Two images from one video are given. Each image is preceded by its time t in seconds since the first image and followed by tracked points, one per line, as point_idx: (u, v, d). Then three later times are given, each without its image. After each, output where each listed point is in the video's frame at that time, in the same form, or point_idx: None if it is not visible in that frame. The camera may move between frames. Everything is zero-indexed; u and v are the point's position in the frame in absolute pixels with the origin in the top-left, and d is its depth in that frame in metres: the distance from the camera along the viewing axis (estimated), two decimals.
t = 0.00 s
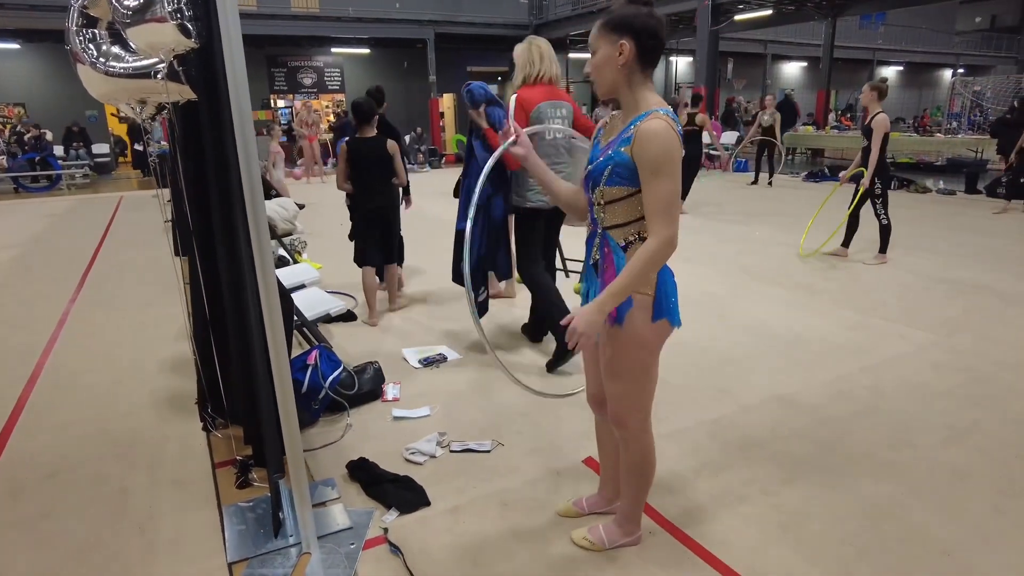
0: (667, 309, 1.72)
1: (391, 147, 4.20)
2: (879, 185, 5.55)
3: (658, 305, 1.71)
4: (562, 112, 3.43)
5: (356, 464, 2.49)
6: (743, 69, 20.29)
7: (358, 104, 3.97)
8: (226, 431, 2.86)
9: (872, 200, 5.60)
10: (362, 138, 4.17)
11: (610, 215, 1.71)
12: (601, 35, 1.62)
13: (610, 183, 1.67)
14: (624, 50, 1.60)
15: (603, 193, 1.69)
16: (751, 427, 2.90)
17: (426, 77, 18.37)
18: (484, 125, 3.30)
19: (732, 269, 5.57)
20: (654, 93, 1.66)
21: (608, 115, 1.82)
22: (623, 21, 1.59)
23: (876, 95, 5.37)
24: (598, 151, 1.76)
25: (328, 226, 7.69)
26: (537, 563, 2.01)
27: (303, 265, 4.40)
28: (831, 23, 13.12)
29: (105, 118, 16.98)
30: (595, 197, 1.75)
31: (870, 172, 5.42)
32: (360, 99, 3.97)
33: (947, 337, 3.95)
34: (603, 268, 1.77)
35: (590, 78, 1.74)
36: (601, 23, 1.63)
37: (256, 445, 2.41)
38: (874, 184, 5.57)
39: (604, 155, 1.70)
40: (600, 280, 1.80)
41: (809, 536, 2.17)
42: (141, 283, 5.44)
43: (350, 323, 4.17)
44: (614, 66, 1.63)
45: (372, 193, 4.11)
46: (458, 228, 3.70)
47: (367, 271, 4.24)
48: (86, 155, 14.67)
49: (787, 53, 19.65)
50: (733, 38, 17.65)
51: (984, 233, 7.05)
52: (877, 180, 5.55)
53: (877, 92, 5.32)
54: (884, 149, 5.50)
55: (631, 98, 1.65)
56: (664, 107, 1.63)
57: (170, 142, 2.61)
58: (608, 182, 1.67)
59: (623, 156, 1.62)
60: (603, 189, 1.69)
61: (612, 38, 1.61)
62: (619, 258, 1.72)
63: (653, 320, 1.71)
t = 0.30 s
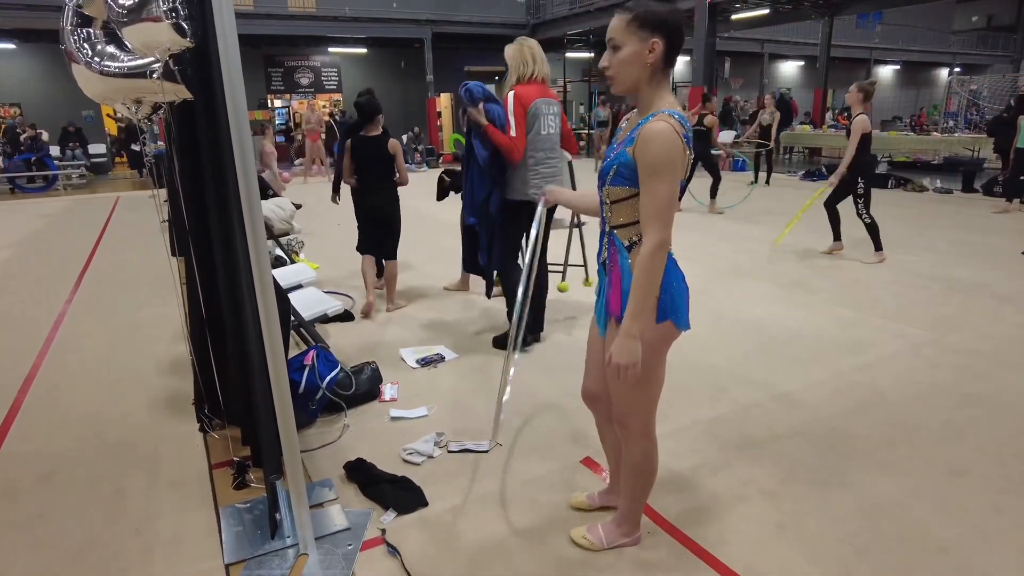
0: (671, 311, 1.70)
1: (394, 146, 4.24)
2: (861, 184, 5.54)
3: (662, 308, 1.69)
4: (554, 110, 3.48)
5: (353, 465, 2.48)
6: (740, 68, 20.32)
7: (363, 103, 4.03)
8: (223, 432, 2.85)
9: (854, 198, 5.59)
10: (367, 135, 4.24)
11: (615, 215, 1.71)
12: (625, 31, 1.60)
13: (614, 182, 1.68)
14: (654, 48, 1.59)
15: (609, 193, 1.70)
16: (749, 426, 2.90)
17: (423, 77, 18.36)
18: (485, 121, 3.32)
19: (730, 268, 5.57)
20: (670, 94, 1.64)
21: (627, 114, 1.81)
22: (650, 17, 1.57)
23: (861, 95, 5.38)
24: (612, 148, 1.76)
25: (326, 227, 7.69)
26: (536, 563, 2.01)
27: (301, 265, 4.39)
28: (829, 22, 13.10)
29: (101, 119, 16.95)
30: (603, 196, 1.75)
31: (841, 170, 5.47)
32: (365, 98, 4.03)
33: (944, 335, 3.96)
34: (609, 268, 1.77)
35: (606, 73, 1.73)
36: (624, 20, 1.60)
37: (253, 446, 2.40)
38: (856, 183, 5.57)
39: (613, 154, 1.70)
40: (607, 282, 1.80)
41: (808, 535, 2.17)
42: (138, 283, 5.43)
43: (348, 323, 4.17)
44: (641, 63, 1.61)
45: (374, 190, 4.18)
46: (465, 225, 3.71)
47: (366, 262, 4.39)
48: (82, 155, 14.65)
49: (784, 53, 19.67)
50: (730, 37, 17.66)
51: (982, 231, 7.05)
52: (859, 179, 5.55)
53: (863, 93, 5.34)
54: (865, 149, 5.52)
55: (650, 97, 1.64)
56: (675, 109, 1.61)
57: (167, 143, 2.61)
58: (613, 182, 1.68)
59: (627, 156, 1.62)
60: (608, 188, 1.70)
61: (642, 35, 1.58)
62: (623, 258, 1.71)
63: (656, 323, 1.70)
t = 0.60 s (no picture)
0: (677, 308, 1.72)
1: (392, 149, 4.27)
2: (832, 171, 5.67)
3: (668, 305, 1.71)
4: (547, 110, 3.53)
5: (350, 467, 2.48)
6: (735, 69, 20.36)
7: (362, 102, 4.02)
8: (218, 434, 2.85)
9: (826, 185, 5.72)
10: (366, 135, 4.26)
11: (625, 213, 1.72)
12: (646, 36, 1.59)
13: (628, 181, 1.68)
14: (673, 55, 1.60)
15: (620, 191, 1.71)
16: (744, 426, 2.91)
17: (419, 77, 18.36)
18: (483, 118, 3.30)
19: (726, 269, 5.58)
20: (683, 99, 1.65)
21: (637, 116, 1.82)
22: (669, 24, 1.57)
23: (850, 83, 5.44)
24: (623, 148, 1.76)
25: (321, 228, 7.66)
26: (533, 565, 2.01)
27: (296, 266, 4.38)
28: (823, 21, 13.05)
29: (95, 119, 16.87)
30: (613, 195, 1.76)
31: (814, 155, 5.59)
32: (364, 97, 4.03)
33: (938, 335, 3.98)
34: (615, 266, 1.77)
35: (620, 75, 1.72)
36: (646, 24, 1.59)
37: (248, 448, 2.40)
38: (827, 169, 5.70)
39: (625, 153, 1.70)
40: (612, 278, 1.80)
41: (804, 535, 2.18)
42: (133, 285, 5.41)
43: (344, 325, 4.17)
44: (659, 69, 1.61)
45: (372, 190, 4.19)
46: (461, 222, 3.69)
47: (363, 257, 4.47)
48: (76, 156, 14.58)
49: (778, 53, 19.72)
50: (725, 37, 17.69)
51: (975, 232, 7.09)
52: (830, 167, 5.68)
53: (852, 80, 5.41)
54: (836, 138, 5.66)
55: (665, 102, 1.65)
56: (690, 114, 1.63)
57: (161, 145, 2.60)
58: (626, 181, 1.68)
59: (644, 156, 1.63)
60: (620, 187, 1.70)
61: (662, 41, 1.58)
62: (631, 255, 1.72)
63: (663, 319, 1.71)
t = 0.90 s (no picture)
0: (690, 302, 1.77)
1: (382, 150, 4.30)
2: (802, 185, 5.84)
3: (681, 298, 1.76)
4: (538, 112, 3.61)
5: (343, 468, 2.48)
6: (729, 71, 20.42)
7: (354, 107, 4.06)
8: (211, 436, 2.84)
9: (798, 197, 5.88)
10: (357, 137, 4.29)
11: (639, 213, 1.73)
12: (657, 44, 1.60)
13: (640, 183, 1.70)
14: (682, 62, 1.61)
15: (633, 192, 1.72)
16: (737, 426, 2.93)
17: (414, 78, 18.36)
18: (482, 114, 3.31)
19: (720, 270, 5.59)
20: (692, 103, 1.66)
21: (640, 120, 1.84)
22: (680, 32, 1.58)
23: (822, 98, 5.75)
24: (631, 152, 1.78)
25: (316, 229, 7.65)
26: (526, 565, 2.01)
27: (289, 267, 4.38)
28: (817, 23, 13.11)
29: (88, 119, 16.83)
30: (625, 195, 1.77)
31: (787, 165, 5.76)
32: (355, 100, 4.06)
33: (930, 336, 4.00)
34: (630, 263, 1.78)
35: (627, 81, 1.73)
36: (656, 32, 1.60)
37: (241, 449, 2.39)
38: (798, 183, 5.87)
39: (636, 157, 1.72)
40: (627, 276, 1.81)
41: (796, 535, 2.19)
42: (126, 286, 5.39)
43: (338, 326, 4.16)
44: (668, 76, 1.62)
45: (363, 190, 4.22)
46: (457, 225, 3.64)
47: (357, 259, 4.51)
48: (69, 156, 14.55)
49: (773, 55, 19.78)
50: (720, 39, 17.75)
51: (968, 233, 7.13)
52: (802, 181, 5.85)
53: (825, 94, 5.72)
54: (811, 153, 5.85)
55: (673, 108, 1.67)
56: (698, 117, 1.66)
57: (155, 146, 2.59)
58: (640, 182, 1.70)
59: (657, 160, 1.65)
60: (634, 188, 1.72)
61: (672, 49, 1.59)
62: (647, 253, 1.73)
63: (677, 313, 1.76)
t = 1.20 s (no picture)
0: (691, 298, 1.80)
1: (362, 148, 4.39)
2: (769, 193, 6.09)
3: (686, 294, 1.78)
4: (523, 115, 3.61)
5: (328, 471, 2.47)
6: (717, 74, 20.56)
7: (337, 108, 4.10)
8: (195, 439, 2.82)
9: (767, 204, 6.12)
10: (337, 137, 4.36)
11: (641, 212, 1.74)
12: (649, 48, 1.60)
13: (642, 183, 1.70)
14: (673, 66, 1.62)
15: (635, 193, 1.73)
16: (723, 427, 2.94)
17: (402, 80, 18.34)
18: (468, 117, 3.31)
19: (706, 271, 5.63)
20: (683, 104, 1.69)
21: (628, 122, 1.84)
22: (671, 37, 1.59)
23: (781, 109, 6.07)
24: (623, 154, 1.78)
25: (303, 231, 7.61)
26: (511, 566, 2.01)
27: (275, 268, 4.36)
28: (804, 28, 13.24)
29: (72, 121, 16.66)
30: (624, 197, 1.78)
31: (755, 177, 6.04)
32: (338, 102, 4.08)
33: (914, 337, 4.04)
34: (634, 263, 1.79)
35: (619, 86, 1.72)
36: (648, 36, 1.59)
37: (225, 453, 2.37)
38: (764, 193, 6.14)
39: (633, 158, 1.72)
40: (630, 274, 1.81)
41: (779, 534, 2.21)
42: (109, 288, 5.34)
43: (324, 328, 4.14)
44: (660, 80, 1.63)
45: (345, 189, 4.34)
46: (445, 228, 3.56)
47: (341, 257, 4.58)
48: (52, 158, 14.40)
49: (760, 59, 19.94)
50: (707, 43, 17.87)
51: (950, 235, 7.21)
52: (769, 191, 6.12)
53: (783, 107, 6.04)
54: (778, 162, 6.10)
55: (666, 110, 1.67)
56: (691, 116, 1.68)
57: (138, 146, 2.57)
58: (641, 182, 1.70)
59: (657, 159, 1.66)
60: (635, 189, 1.72)
61: (664, 53, 1.60)
62: (653, 251, 1.74)
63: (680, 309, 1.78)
